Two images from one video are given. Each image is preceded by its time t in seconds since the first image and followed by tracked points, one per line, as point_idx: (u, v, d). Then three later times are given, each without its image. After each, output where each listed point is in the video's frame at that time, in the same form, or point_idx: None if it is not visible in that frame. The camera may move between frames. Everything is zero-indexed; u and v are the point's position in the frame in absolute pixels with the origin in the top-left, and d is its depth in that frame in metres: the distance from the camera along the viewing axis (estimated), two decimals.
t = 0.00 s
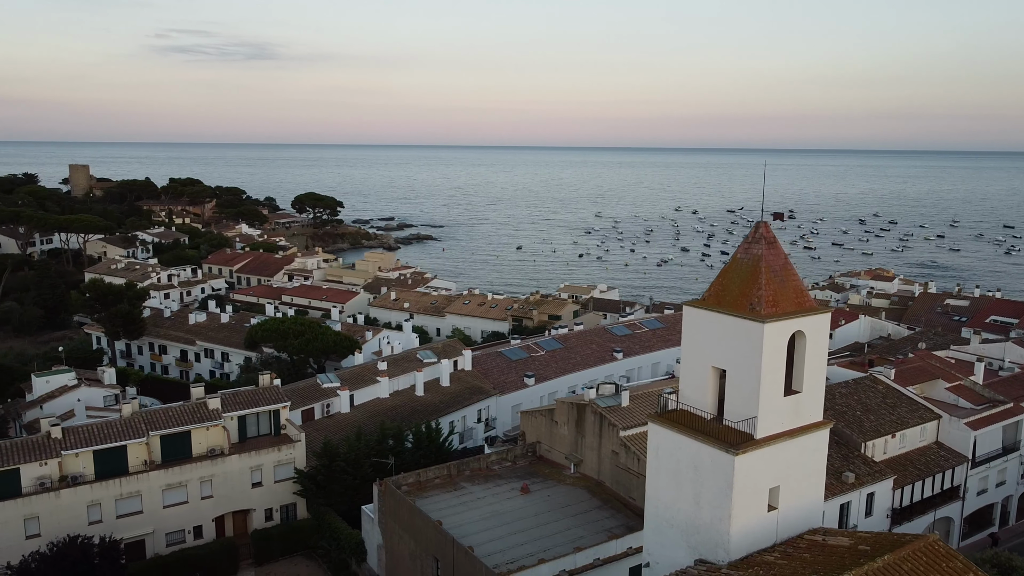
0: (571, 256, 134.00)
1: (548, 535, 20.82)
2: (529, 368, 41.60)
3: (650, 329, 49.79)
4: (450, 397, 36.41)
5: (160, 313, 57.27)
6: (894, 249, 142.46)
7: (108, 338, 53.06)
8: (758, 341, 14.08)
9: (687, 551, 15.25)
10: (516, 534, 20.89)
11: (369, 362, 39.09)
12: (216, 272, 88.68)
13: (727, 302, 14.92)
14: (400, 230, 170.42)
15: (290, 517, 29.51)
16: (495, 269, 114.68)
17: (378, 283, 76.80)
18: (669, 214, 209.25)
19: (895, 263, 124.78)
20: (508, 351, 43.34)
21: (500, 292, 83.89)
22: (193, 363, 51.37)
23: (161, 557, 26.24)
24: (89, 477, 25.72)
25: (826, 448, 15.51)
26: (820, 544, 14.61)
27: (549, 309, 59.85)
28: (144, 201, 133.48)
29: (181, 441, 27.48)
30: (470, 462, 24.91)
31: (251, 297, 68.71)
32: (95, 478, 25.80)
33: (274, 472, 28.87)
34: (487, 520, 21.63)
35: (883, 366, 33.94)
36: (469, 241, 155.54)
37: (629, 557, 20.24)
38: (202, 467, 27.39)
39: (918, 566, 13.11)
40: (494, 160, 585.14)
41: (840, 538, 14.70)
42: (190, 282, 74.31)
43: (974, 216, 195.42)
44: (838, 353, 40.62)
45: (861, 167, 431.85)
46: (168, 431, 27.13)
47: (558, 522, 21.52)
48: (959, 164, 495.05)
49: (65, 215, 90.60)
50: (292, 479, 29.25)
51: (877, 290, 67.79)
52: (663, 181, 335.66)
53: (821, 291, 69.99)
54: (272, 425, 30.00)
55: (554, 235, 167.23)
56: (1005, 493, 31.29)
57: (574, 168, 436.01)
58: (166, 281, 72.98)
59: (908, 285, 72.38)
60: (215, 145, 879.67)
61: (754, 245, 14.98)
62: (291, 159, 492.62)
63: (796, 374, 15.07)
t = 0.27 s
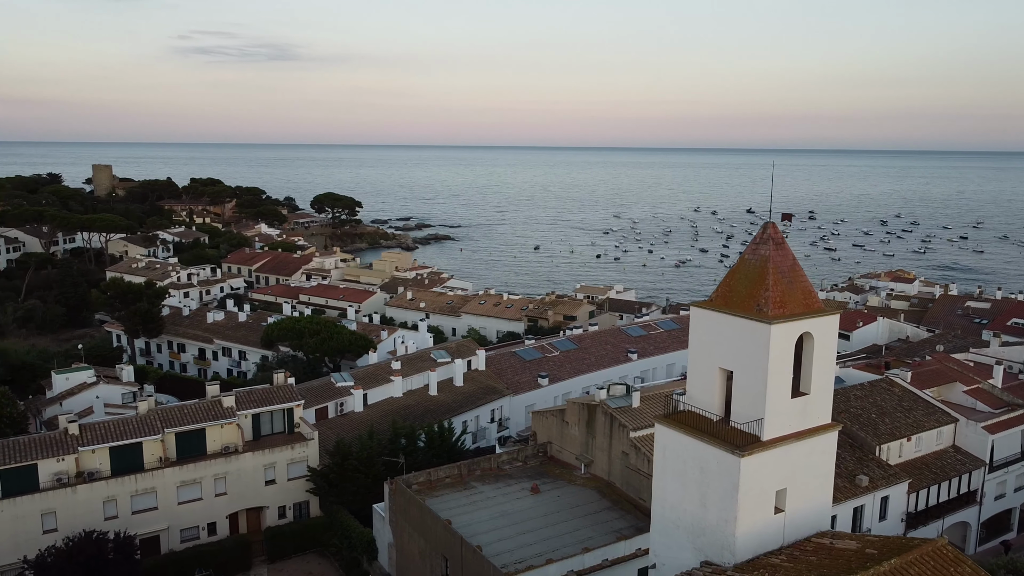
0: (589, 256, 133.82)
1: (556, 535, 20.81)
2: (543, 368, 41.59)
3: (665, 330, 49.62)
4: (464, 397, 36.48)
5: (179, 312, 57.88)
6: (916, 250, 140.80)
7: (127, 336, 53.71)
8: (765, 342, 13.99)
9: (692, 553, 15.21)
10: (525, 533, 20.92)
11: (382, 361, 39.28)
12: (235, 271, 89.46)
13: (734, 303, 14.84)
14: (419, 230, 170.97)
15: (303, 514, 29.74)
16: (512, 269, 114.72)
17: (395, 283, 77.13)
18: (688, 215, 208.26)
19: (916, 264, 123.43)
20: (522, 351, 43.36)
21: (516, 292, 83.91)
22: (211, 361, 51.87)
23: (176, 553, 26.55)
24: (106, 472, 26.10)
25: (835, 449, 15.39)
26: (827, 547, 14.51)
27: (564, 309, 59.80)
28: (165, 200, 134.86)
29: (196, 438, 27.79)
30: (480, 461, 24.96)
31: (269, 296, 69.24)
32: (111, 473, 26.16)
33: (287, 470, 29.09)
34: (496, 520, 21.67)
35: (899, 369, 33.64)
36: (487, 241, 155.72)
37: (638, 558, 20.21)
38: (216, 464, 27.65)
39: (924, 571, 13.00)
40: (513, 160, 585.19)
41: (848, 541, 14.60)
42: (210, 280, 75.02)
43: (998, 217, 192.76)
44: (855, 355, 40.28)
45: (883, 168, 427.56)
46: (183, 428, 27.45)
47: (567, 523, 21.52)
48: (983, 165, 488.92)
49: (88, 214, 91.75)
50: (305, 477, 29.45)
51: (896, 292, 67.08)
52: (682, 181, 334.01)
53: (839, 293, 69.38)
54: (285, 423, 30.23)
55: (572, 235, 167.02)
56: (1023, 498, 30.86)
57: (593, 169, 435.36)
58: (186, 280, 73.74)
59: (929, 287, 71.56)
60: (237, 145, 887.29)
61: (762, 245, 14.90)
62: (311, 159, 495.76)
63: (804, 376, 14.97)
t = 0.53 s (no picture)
0: (607, 257, 133.52)
1: (565, 536, 20.81)
2: (557, 369, 41.57)
3: (681, 331, 49.42)
4: (477, 396, 36.57)
5: (197, 310, 58.45)
6: (939, 252, 139.07)
7: (147, 334, 54.31)
8: (771, 344, 13.91)
9: (699, 554, 15.16)
10: (534, 533, 20.94)
11: (397, 361, 39.46)
12: (254, 271, 90.18)
13: (741, 304, 14.78)
14: (437, 230, 171.40)
15: (316, 512, 29.94)
16: (529, 269, 114.68)
17: (412, 282, 77.38)
18: (707, 215, 207.12)
19: (938, 266, 121.97)
20: (536, 351, 43.38)
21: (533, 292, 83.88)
22: (228, 359, 52.32)
23: (190, 548, 26.83)
24: (121, 469, 26.43)
25: (843, 452, 15.28)
26: (835, 550, 14.42)
27: (580, 309, 59.72)
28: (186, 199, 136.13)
29: (211, 436, 28.06)
30: (491, 461, 25.00)
31: (286, 295, 69.76)
32: (126, 470, 26.50)
33: (301, 468, 29.28)
34: (505, 519, 21.72)
35: (916, 371, 33.31)
36: (505, 241, 155.76)
37: (647, 559, 20.16)
38: (230, 461, 27.90)
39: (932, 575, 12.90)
40: (532, 160, 584.95)
41: (856, 545, 14.49)
42: (229, 280, 75.68)
43: None
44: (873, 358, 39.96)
45: (906, 168, 423.07)
46: (198, 425, 27.73)
47: (576, 523, 21.51)
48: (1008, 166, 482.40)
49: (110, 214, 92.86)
50: (318, 475, 29.64)
51: (917, 294, 66.37)
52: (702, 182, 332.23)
53: (859, 295, 68.71)
54: (299, 421, 30.44)
55: (590, 235, 166.69)
56: None
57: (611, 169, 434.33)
58: (205, 279, 74.47)
59: (950, 289, 70.71)
60: (257, 145, 893.63)
61: (770, 247, 14.85)
62: (331, 159, 498.43)
63: (812, 377, 14.88)
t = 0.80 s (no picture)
0: (625, 257, 133.21)
1: (574, 537, 20.80)
2: (570, 369, 41.54)
3: (696, 332, 49.20)
4: (490, 396, 36.63)
5: (215, 309, 58.98)
6: (962, 253, 137.45)
7: (165, 333, 54.88)
8: (778, 346, 13.85)
9: (705, 557, 15.13)
10: (542, 534, 20.95)
11: (411, 360, 39.63)
12: (273, 270, 90.84)
13: (748, 306, 14.70)
14: (455, 230, 171.76)
15: (328, 510, 30.12)
16: (546, 269, 114.61)
17: (428, 282, 77.60)
18: (727, 216, 205.96)
19: (961, 268, 120.57)
20: (550, 351, 43.38)
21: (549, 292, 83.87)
22: (245, 358, 52.72)
23: (204, 545, 27.09)
24: (137, 465, 26.75)
25: (851, 455, 15.15)
26: (841, 554, 14.32)
27: (595, 310, 59.63)
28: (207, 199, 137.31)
29: (225, 434, 28.33)
30: (501, 461, 25.04)
31: (304, 295, 70.17)
32: (142, 466, 26.82)
33: (313, 467, 29.47)
34: (514, 520, 21.75)
35: (933, 374, 32.97)
36: (522, 241, 155.76)
37: (655, 561, 20.13)
38: (243, 459, 28.14)
39: None
40: (551, 160, 584.60)
41: (863, 549, 14.40)
42: (247, 279, 76.31)
43: None
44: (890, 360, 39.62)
45: (929, 168, 418.53)
46: (212, 423, 28.00)
47: (585, 524, 21.51)
48: None
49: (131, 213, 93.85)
50: (331, 474, 29.82)
51: (937, 296, 65.64)
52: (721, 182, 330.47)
53: (878, 297, 68.08)
54: (312, 420, 30.67)
55: (608, 236, 166.33)
56: None
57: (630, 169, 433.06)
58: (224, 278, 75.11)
59: (972, 291, 69.89)
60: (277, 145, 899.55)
61: (778, 248, 14.78)
62: (351, 160, 500.82)
63: (819, 380, 14.78)
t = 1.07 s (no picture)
0: (641, 258, 132.86)
1: (582, 537, 20.79)
2: (583, 370, 41.50)
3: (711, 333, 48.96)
4: (502, 396, 36.68)
5: (232, 308, 59.44)
6: (984, 255, 135.84)
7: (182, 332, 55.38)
8: (784, 347, 13.77)
9: (710, 558, 15.07)
10: (550, 534, 20.95)
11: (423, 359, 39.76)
12: (289, 269, 91.41)
13: (755, 307, 14.61)
14: (471, 230, 171.96)
15: (340, 509, 30.29)
16: (563, 269, 114.51)
17: (444, 282, 77.75)
18: (745, 216, 204.81)
19: (982, 269, 119.17)
20: (563, 351, 43.36)
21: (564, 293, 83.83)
22: (261, 357, 53.07)
23: (216, 542, 27.34)
24: (151, 462, 27.03)
25: (858, 458, 15.06)
26: (847, 558, 14.25)
27: (609, 311, 59.51)
28: (225, 199, 138.36)
29: (238, 432, 28.54)
30: (511, 461, 25.06)
31: (320, 294, 70.53)
32: (156, 463, 27.09)
33: (325, 465, 29.65)
34: (522, 520, 21.76)
35: (948, 377, 32.64)
36: (539, 241, 155.72)
37: (664, 562, 20.10)
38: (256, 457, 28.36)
39: None
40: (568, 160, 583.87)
41: (869, 553, 14.32)
42: (264, 278, 76.83)
43: None
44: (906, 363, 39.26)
45: (951, 169, 414.04)
46: (225, 421, 28.22)
47: (594, 524, 21.50)
48: None
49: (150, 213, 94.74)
50: (342, 473, 29.98)
51: (956, 298, 64.93)
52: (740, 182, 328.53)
53: (896, 299, 67.43)
54: (324, 419, 30.84)
55: (625, 236, 165.90)
56: None
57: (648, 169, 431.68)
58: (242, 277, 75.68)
59: (992, 293, 69.05)
60: (296, 145, 905.15)
61: (784, 249, 14.69)
62: (369, 160, 502.77)
63: (827, 382, 14.69)
